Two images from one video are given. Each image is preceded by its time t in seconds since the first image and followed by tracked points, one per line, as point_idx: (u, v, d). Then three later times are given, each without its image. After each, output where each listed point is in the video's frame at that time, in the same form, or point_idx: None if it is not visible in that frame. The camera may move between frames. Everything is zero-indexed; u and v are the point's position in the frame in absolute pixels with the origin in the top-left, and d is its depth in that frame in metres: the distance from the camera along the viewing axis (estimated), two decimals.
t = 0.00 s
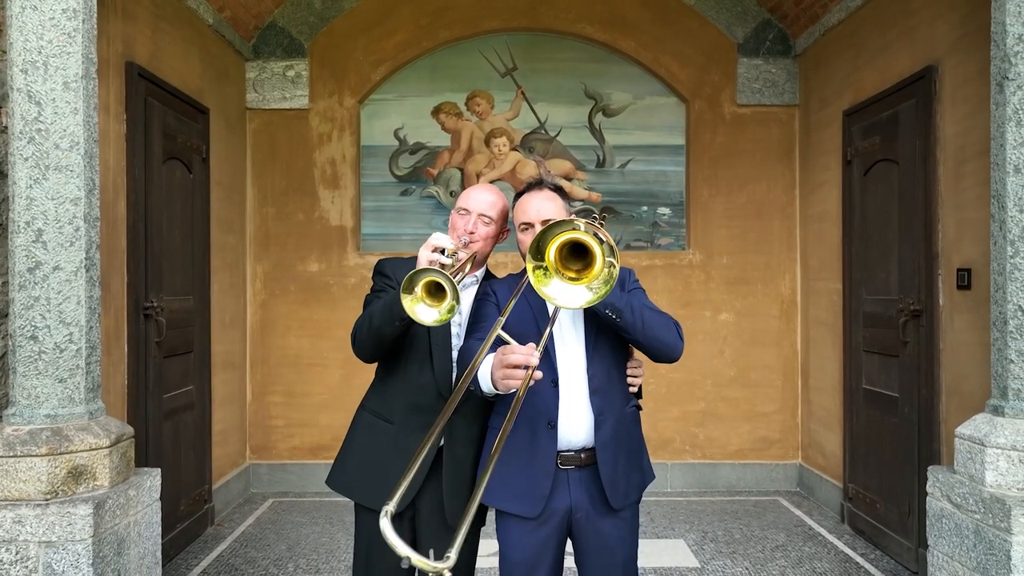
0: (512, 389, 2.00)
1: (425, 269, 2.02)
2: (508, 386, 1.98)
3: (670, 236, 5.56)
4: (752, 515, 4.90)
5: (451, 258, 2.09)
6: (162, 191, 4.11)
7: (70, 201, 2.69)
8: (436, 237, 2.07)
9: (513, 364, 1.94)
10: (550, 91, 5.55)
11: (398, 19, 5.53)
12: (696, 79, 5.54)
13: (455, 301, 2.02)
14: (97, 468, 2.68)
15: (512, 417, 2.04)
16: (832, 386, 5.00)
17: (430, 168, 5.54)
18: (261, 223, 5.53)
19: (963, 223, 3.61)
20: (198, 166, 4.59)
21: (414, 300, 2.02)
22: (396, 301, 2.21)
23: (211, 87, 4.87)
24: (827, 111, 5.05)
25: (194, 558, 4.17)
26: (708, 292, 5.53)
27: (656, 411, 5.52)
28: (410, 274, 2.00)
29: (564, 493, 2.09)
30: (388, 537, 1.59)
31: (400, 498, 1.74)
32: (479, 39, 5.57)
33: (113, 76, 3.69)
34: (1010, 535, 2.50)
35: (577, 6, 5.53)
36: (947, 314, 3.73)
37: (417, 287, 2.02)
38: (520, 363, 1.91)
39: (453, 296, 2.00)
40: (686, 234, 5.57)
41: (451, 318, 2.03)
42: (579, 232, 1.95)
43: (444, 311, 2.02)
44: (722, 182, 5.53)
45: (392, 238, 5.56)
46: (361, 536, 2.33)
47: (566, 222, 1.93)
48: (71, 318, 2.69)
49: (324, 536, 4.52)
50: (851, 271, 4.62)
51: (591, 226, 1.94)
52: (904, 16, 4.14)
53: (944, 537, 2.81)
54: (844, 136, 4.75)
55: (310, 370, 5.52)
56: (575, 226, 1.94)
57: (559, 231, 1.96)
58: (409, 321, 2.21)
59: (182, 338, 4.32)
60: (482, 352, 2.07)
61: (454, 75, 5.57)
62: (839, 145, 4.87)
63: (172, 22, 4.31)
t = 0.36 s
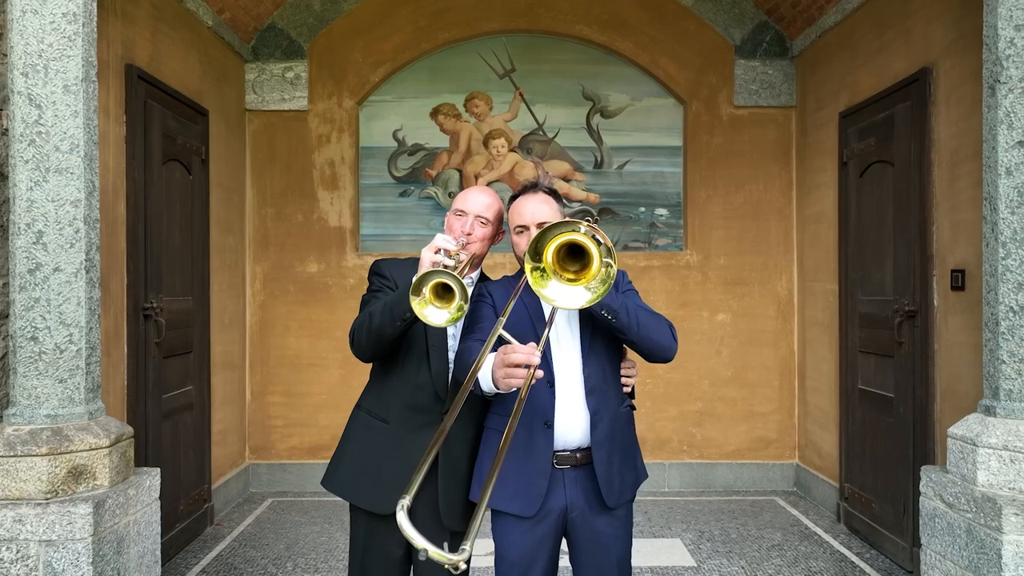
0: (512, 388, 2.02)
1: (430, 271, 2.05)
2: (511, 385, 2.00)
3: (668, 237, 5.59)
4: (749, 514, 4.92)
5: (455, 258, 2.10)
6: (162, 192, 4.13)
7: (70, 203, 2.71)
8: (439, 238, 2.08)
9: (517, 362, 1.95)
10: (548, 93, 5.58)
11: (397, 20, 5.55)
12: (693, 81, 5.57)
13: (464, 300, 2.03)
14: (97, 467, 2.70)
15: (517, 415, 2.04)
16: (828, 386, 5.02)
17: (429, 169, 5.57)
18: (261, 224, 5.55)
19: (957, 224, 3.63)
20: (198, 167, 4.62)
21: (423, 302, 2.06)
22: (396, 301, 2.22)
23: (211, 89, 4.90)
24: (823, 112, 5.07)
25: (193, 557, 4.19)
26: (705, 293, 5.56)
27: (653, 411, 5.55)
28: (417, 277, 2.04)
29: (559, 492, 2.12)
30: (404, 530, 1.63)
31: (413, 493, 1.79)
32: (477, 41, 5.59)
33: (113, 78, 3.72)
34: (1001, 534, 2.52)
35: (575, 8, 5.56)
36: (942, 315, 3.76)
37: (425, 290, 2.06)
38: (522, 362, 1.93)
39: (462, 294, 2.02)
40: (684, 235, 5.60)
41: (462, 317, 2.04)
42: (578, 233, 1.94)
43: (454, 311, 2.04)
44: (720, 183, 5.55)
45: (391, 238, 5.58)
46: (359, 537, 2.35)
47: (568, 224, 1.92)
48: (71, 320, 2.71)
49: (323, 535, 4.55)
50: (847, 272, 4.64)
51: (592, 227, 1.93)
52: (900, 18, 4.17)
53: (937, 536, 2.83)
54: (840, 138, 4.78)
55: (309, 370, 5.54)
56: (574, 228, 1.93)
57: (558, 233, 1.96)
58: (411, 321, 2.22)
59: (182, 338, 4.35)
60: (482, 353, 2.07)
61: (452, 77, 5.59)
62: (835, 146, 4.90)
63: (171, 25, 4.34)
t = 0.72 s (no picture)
0: (510, 386, 2.03)
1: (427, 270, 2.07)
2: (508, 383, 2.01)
3: (666, 236, 5.60)
4: (747, 513, 4.94)
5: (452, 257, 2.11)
6: (162, 192, 4.15)
7: (70, 203, 2.72)
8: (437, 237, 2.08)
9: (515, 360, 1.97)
10: (546, 93, 5.59)
11: (396, 20, 5.57)
12: (691, 81, 5.58)
13: (460, 298, 2.05)
14: (97, 466, 2.71)
15: (514, 413, 2.05)
16: (826, 386, 5.04)
17: (428, 169, 5.58)
18: (260, 224, 5.57)
19: (954, 224, 3.65)
20: (197, 167, 4.63)
21: (419, 301, 2.08)
22: (394, 299, 2.24)
23: (210, 89, 4.92)
24: (821, 112, 5.09)
25: (193, 555, 4.21)
26: (703, 292, 5.57)
27: (652, 410, 5.56)
28: (415, 276, 2.06)
29: (556, 490, 2.13)
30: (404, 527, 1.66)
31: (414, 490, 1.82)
32: (476, 41, 5.61)
33: (113, 79, 3.73)
34: (995, 531, 2.54)
35: (574, 8, 5.57)
36: (938, 315, 3.77)
37: (421, 289, 2.07)
38: (520, 361, 1.95)
39: (457, 294, 2.05)
40: (682, 234, 5.61)
41: (458, 315, 2.06)
42: (573, 232, 1.96)
43: (450, 310, 2.05)
44: (718, 183, 5.57)
45: (390, 238, 5.59)
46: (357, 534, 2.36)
47: (564, 224, 1.95)
48: (71, 319, 2.73)
49: (322, 534, 4.56)
50: (845, 272, 4.66)
51: (587, 226, 1.95)
52: (897, 19, 4.18)
53: (932, 534, 2.84)
54: (837, 138, 4.79)
55: (308, 369, 5.56)
56: (570, 227, 1.96)
57: (555, 232, 1.99)
58: (408, 319, 2.23)
59: (182, 338, 4.37)
60: (479, 354, 2.08)
61: (451, 77, 5.61)
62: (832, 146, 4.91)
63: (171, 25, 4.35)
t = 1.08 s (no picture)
0: (508, 384, 2.05)
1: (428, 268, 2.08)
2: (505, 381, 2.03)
3: (665, 236, 5.62)
4: (745, 513, 4.95)
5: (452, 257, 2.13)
6: (161, 192, 4.16)
7: (69, 203, 2.74)
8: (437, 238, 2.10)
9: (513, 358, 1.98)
10: (545, 93, 5.60)
11: (395, 21, 5.58)
12: (689, 81, 5.59)
13: (459, 297, 2.07)
14: (96, 465, 2.72)
15: (511, 411, 2.07)
16: (824, 386, 5.05)
17: (427, 169, 5.59)
18: (260, 224, 5.58)
19: (951, 224, 3.66)
20: (197, 168, 4.64)
21: (419, 298, 2.09)
22: (394, 299, 2.25)
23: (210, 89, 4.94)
24: (819, 113, 5.10)
25: (192, 555, 4.22)
26: (701, 292, 5.58)
27: (651, 410, 5.57)
28: (415, 273, 2.06)
29: (555, 489, 2.14)
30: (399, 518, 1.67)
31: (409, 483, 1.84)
32: (475, 41, 5.62)
33: (113, 79, 3.74)
34: (991, 530, 2.55)
35: (573, 9, 5.58)
36: (935, 315, 3.79)
37: (421, 286, 2.09)
38: (518, 359, 1.96)
39: (457, 292, 2.06)
40: (681, 235, 5.63)
41: (457, 314, 2.07)
42: (571, 232, 1.98)
43: (449, 309, 2.06)
44: (717, 183, 5.58)
45: (389, 238, 5.61)
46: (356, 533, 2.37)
47: (562, 223, 1.97)
48: (71, 318, 2.74)
49: (321, 533, 4.57)
50: (843, 272, 4.67)
51: (585, 226, 1.97)
52: (894, 20, 4.19)
53: (929, 533, 2.85)
54: (835, 139, 4.81)
55: (307, 369, 5.57)
56: (568, 227, 1.98)
57: (554, 232, 2.00)
58: (408, 318, 2.24)
59: (181, 338, 4.38)
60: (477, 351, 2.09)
61: (450, 77, 5.62)
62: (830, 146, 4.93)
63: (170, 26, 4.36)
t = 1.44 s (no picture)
0: (502, 380, 2.08)
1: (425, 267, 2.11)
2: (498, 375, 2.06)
3: (662, 237, 5.65)
4: (741, 511, 4.98)
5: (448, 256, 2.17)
6: (161, 193, 4.20)
7: (71, 204, 2.77)
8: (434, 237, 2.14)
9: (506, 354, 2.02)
10: (543, 94, 5.64)
11: (394, 22, 5.61)
12: (686, 82, 5.63)
13: (455, 296, 2.11)
14: (97, 462, 2.76)
15: (503, 408, 2.10)
16: (819, 385, 5.08)
17: (426, 169, 5.62)
18: (259, 224, 5.62)
19: (943, 224, 3.69)
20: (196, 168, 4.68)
21: (416, 297, 2.12)
22: (391, 297, 2.29)
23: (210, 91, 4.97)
24: (815, 114, 5.14)
25: (192, 552, 4.26)
26: (698, 292, 5.62)
27: (648, 409, 5.61)
28: (414, 272, 2.08)
29: (549, 486, 2.18)
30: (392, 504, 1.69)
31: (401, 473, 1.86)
32: (473, 43, 5.65)
33: (113, 81, 3.78)
34: (979, 527, 2.59)
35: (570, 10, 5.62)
36: (928, 315, 3.82)
37: (419, 285, 2.11)
38: (511, 355, 1.99)
39: (454, 291, 2.09)
40: (678, 235, 5.66)
41: (453, 313, 2.11)
42: (566, 233, 2.02)
43: (446, 307, 2.11)
44: (713, 184, 5.61)
45: (388, 238, 5.64)
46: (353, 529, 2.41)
47: (557, 224, 2.00)
48: (72, 318, 2.78)
49: (320, 531, 4.61)
50: (838, 273, 4.70)
51: (579, 226, 2.01)
52: (888, 22, 4.23)
53: (919, 530, 2.89)
54: (830, 140, 4.84)
55: (307, 368, 5.61)
56: (563, 228, 2.01)
57: (548, 233, 2.03)
58: (405, 317, 2.28)
59: (181, 337, 4.42)
60: (471, 347, 2.13)
61: (448, 78, 5.65)
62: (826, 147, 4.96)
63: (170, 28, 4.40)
